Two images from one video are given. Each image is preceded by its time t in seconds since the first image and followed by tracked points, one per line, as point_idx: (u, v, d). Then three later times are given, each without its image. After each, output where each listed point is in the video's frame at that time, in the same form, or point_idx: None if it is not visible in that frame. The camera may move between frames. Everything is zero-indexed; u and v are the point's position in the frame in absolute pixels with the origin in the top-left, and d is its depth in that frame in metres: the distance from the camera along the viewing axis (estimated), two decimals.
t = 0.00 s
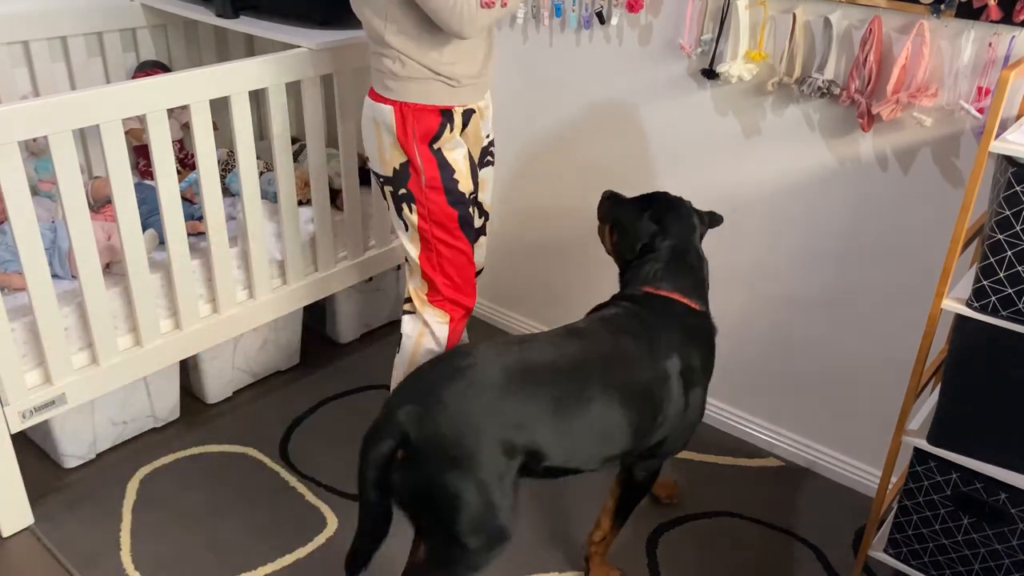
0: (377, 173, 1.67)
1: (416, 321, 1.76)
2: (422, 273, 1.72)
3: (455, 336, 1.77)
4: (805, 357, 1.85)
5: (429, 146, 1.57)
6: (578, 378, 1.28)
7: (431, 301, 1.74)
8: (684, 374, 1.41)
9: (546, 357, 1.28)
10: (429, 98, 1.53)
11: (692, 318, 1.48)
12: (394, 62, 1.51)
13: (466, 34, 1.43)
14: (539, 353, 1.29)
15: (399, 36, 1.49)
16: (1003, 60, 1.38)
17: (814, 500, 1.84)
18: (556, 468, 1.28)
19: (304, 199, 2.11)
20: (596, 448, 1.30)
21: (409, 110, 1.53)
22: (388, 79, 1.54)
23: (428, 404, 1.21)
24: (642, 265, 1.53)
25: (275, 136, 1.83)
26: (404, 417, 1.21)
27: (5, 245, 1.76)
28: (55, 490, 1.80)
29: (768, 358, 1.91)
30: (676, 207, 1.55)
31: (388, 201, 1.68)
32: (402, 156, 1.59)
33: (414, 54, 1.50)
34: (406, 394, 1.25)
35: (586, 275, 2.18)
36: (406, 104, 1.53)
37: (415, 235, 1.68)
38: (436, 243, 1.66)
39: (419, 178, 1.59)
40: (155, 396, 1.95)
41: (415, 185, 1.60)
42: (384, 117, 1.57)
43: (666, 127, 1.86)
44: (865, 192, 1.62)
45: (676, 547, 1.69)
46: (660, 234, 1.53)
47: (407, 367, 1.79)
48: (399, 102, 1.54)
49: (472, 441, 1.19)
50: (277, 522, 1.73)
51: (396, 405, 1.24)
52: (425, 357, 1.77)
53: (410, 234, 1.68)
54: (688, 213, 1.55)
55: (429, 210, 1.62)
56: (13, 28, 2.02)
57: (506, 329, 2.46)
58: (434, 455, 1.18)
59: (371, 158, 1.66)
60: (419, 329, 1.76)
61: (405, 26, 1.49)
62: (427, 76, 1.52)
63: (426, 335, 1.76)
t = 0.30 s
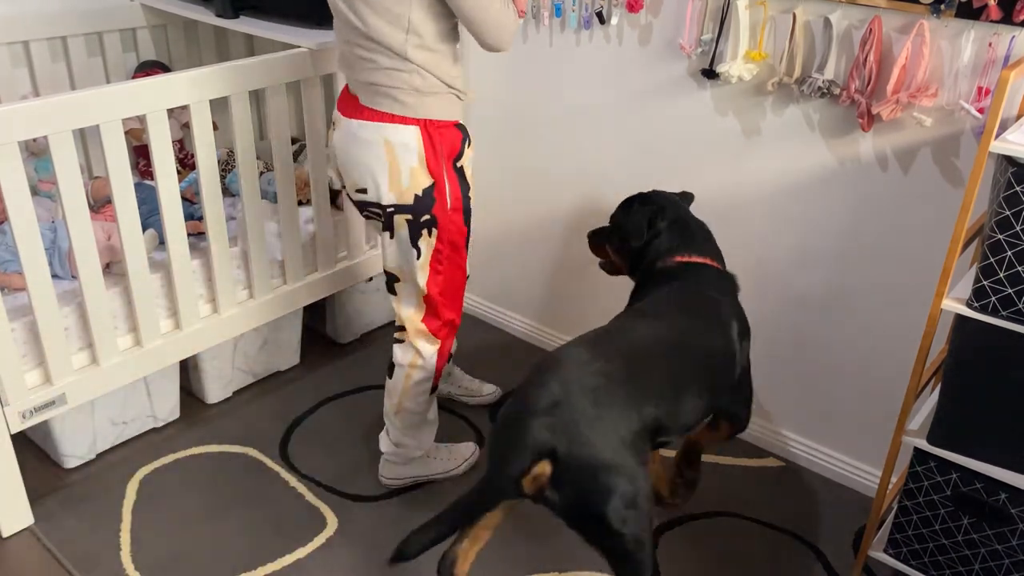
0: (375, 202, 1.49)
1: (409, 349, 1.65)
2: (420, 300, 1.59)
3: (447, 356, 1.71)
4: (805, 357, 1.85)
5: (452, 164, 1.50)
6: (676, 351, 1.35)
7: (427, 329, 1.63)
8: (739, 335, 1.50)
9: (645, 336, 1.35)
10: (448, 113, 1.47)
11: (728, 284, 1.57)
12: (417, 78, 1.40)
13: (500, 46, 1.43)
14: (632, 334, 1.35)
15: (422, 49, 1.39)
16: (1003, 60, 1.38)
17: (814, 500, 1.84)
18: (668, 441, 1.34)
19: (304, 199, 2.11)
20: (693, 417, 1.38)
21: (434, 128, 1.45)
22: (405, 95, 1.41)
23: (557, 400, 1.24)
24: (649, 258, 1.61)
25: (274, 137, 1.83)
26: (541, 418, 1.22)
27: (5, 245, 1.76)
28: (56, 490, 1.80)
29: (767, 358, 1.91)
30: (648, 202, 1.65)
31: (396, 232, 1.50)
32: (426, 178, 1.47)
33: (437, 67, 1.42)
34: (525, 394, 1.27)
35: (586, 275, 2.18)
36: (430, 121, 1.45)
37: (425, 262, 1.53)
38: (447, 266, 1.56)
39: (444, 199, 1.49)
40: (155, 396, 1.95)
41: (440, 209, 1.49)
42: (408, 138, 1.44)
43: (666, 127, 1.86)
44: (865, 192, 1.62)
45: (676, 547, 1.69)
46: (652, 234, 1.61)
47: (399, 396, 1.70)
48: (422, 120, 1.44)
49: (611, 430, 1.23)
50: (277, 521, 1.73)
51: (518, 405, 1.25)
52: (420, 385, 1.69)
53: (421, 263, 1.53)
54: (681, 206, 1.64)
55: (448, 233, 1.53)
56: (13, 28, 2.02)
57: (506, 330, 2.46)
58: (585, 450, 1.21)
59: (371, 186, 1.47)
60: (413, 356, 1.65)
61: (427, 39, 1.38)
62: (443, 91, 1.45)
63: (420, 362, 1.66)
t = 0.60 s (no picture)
0: (410, 222, 1.43)
1: (416, 355, 1.63)
2: (435, 307, 1.58)
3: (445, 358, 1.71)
4: (805, 357, 1.85)
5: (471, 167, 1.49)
6: (746, 320, 1.48)
7: (441, 335, 1.63)
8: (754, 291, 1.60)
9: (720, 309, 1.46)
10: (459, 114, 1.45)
11: (723, 244, 1.64)
12: (439, 84, 1.38)
13: (500, 47, 1.41)
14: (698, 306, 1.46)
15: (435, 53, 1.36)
16: (1003, 60, 1.38)
17: (815, 500, 1.84)
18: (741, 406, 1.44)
19: (304, 199, 2.11)
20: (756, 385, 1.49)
21: (458, 133, 1.44)
22: (431, 104, 1.37)
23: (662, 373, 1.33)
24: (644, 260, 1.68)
25: (275, 137, 1.83)
26: (652, 388, 1.31)
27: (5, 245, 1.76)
28: (56, 490, 1.80)
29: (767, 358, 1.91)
30: (617, 206, 1.72)
31: (428, 244, 1.47)
32: (459, 185, 1.44)
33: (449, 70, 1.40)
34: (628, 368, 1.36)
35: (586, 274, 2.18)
36: (455, 127, 1.43)
37: (450, 269, 1.52)
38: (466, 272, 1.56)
39: (471, 204, 1.49)
40: (155, 396, 1.95)
41: (469, 215, 1.49)
42: (441, 147, 1.40)
43: (666, 127, 1.86)
44: (866, 192, 1.62)
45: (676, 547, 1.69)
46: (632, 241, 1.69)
47: (405, 400, 1.69)
48: (448, 128, 1.42)
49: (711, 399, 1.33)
50: (277, 521, 1.73)
51: (628, 377, 1.35)
52: (424, 389, 1.69)
53: (447, 271, 1.52)
54: (649, 201, 1.71)
55: (471, 239, 1.52)
56: (14, 28, 2.02)
57: (506, 330, 2.46)
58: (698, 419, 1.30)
59: (408, 206, 1.41)
60: (419, 362, 1.64)
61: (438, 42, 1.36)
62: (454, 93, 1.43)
63: (424, 367, 1.65)
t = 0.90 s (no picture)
0: (384, 228, 1.37)
1: (398, 366, 1.60)
2: (410, 317, 1.52)
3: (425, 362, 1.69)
4: (805, 358, 1.85)
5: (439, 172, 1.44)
6: (766, 282, 1.56)
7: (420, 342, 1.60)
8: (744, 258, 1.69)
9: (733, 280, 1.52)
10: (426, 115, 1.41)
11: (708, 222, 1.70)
12: (410, 84, 1.34)
13: (461, 52, 1.40)
14: (710, 281, 1.52)
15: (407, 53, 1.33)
16: (1003, 59, 1.38)
17: (815, 500, 1.84)
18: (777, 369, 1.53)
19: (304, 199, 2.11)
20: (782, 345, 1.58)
21: (429, 134, 1.40)
22: (405, 105, 1.33)
23: (721, 355, 1.40)
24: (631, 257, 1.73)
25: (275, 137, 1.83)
26: (714, 372, 1.38)
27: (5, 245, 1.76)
28: (56, 490, 1.80)
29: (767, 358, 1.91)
30: (597, 206, 1.76)
31: (402, 250, 1.41)
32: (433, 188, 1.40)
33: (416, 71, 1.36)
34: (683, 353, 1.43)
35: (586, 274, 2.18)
36: (426, 129, 1.39)
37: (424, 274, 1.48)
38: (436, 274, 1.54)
39: (442, 207, 1.46)
40: (154, 396, 1.95)
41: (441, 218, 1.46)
42: (417, 149, 1.36)
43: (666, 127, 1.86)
44: (866, 192, 1.62)
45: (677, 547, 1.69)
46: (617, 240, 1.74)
47: (394, 409, 1.67)
48: (420, 130, 1.37)
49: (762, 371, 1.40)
50: (278, 521, 1.73)
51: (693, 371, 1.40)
52: (411, 395, 1.67)
53: (421, 276, 1.47)
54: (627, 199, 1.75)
55: (441, 244, 1.49)
56: (13, 28, 2.02)
57: (505, 329, 2.46)
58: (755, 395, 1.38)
59: (385, 208, 1.35)
60: (402, 372, 1.62)
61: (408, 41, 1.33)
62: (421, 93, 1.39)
63: (407, 377, 1.63)
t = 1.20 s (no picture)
0: (347, 237, 1.29)
1: (408, 382, 1.50)
2: (397, 328, 1.43)
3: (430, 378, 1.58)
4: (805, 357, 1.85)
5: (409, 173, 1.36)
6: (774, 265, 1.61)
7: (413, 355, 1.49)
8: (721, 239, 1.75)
9: (744, 263, 1.57)
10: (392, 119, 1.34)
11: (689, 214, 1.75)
12: (373, 87, 1.27)
13: (431, 61, 1.33)
14: (717, 267, 1.56)
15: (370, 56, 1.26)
16: (1003, 59, 1.38)
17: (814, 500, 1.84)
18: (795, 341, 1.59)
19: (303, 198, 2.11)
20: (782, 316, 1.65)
21: (393, 138, 1.32)
22: (366, 109, 1.26)
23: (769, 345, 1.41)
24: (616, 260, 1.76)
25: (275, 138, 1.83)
26: (768, 365, 1.39)
27: (5, 244, 1.76)
28: (56, 490, 1.80)
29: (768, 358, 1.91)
30: (592, 201, 1.76)
31: (373, 260, 1.33)
32: (399, 194, 1.32)
33: (380, 74, 1.29)
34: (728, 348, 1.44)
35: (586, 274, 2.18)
36: (390, 133, 1.32)
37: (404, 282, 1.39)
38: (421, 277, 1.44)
39: (415, 209, 1.37)
40: (154, 396, 1.95)
41: (414, 222, 1.37)
42: (377, 154, 1.28)
43: (666, 127, 1.86)
44: (866, 192, 1.62)
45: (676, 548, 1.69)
46: (608, 238, 1.75)
47: (414, 435, 1.55)
48: (382, 134, 1.30)
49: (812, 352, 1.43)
50: (278, 521, 1.73)
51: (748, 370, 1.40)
52: (427, 412, 1.56)
53: (400, 286, 1.38)
54: (621, 196, 1.76)
55: (421, 248, 1.40)
56: (14, 28, 2.02)
57: (505, 329, 2.46)
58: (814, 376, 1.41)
59: (345, 217, 1.28)
60: (415, 389, 1.51)
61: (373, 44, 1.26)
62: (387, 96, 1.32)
63: (420, 392, 1.53)
